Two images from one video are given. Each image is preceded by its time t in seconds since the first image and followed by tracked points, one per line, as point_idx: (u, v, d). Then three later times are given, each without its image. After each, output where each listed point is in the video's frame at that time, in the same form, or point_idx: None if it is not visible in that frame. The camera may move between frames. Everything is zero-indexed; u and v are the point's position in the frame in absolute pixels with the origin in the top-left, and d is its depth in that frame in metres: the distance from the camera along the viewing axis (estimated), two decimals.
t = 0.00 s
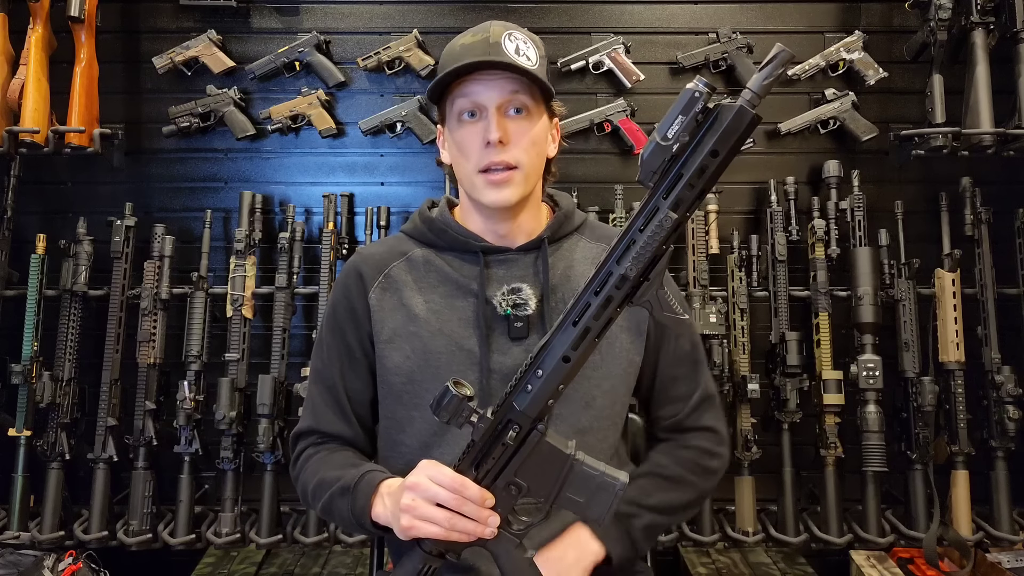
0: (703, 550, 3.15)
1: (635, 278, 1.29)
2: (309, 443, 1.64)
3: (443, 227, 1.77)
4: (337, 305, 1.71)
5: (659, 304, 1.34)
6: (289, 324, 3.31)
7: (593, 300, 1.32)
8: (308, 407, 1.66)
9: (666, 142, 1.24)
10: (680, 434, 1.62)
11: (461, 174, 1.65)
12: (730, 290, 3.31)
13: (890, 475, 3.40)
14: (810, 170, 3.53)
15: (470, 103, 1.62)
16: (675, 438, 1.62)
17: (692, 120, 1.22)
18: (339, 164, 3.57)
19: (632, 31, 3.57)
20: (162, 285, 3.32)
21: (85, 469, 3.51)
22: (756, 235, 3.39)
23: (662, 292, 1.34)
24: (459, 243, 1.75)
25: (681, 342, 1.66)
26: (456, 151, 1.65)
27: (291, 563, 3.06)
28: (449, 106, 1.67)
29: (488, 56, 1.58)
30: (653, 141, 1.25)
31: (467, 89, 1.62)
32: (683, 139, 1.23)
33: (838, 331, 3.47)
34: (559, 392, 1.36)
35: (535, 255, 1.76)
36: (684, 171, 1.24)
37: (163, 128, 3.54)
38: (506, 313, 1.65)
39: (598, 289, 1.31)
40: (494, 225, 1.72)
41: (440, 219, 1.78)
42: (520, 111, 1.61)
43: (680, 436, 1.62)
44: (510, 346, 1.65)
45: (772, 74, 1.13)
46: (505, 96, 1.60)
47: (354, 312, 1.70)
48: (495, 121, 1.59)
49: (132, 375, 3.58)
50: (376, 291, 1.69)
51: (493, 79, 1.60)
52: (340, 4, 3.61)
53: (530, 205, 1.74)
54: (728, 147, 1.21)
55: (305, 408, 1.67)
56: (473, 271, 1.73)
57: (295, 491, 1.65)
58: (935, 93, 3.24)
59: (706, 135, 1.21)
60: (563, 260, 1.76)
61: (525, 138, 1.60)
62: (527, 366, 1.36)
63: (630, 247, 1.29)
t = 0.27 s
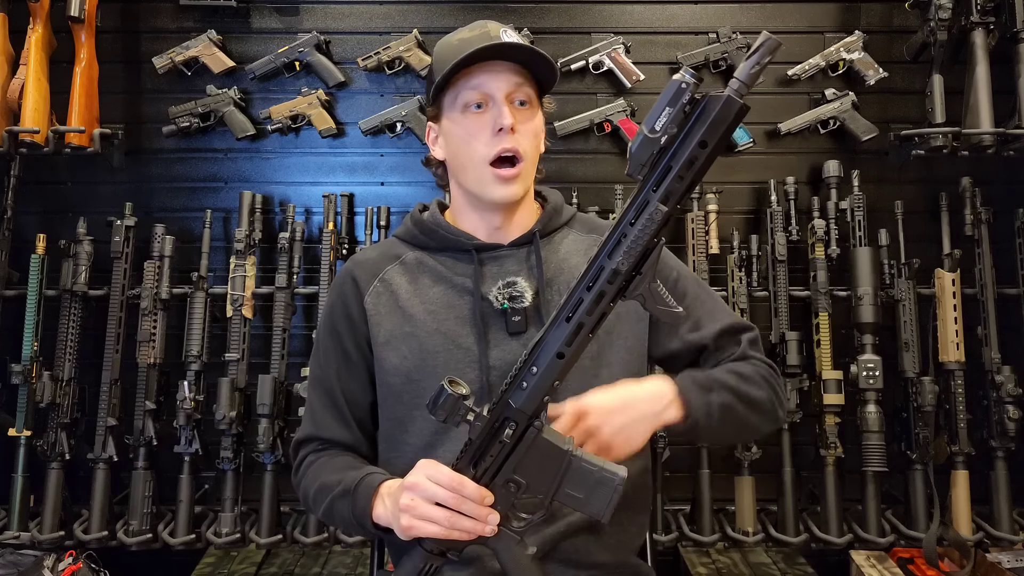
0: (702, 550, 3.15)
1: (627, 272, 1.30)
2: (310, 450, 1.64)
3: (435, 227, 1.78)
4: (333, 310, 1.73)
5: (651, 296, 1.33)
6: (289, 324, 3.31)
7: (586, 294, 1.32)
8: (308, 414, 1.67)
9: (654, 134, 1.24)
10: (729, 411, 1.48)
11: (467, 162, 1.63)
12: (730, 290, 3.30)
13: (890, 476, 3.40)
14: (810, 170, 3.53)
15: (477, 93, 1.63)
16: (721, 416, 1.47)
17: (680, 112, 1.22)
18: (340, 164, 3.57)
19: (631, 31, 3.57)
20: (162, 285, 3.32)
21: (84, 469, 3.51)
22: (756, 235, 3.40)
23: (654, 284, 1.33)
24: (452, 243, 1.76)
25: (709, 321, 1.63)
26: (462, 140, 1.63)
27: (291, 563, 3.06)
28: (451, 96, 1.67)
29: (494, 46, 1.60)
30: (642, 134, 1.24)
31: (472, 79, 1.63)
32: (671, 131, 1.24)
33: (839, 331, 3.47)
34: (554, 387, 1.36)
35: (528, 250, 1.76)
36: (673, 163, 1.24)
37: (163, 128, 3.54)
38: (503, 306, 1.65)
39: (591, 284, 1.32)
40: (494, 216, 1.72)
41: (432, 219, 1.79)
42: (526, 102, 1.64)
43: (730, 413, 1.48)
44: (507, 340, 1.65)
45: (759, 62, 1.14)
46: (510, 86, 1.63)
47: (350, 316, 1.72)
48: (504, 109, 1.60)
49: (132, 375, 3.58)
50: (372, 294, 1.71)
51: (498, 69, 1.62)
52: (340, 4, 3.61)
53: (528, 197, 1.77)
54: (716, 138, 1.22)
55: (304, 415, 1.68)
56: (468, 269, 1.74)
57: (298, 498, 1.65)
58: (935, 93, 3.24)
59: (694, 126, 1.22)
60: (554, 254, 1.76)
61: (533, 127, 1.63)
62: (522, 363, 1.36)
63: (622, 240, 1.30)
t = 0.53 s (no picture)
0: (703, 550, 3.15)
1: (615, 268, 1.29)
2: (307, 450, 1.64)
3: (429, 228, 1.78)
4: (329, 310, 1.74)
5: (640, 291, 1.28)
6: (289, 324, 3.31)
7: (574, 291, 1.32)
8: (304, 414, 1.67)
9: (640, 129, 1.24)
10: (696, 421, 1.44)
11: (471, 170, 1.62)
12: (730, 290, 3.30)
13: (890, 476, 3.40)
14: (810, 170, 3.53)
15: (485, 101, 1.61)
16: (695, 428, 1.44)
17: (665, 105, 1.22)
18: (339, 164, 3.57)
19: (631, 31, 3.57)
20: (162, 285, 3.32)
21: (84, 469, 3.51)
22: (756, 235, 3.40)
23: (644, 280, 1.29)
24: (446, 245, 1.76)
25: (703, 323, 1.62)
26: (467, 147, 1.62)
27: (290, 563, 3.06)
28: (460, 100, 1.64)
29: (505, 56, 1.60)
30: (628, 129, 1.25)
31: (483, 85, 1.61)
32: (657, 125, 1.23)
33: (839, 331, 3.47)
34: (544, 384, 1.36)
35: (521, 252, 1.76)
36: (659, 157, 1.23)
37: (163, 128, 3.54)
38: (495, 306, 1.65)
39: (579, 280, 1.31)
40: (490, 222, 1.73)
41: (426, 220, 1.80)
42: (531, 113, 1.64)
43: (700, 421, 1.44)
44: (499, 340, 1.64)
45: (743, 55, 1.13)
46: (520, 97, 1.62)
47: (346, 316, 1.72)
48: (511, 120, 1.60)
49: (132, 375, 3.58)
50: (367, 295, 1.71)
51: (510, 79, 1.61)
52: (340, 4, 3.61)
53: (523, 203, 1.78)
54: (702, 131, 1.20)
55: (302, 415, 1.68)
56: (462, 270, 1.74)
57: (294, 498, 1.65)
58: (935, 93, 3.24)
59: (679, 120, 1.21)
60: (548, 256, 1.76)
61: (538, 139, 1.63)
62: (513, 360, 1.36)
63: (608, 236, 1.29)
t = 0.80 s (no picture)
0: (703, 550, 3.15)
1: (607, 258, 1.29)
2: (307, 452, 1.63)
3: (428, 230, 1.78)
4: (327, 312, 1.74)
5: (632, 281, 1.33)
6: (289, 324, 3.31)
7: (568, 281, 1.31)
8: (304, 416, 1.67)
9: (627, 120, 1.24)
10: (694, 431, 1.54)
11: (450, 172, 1.64)
12: (730, 290, 3.30)
13: (890, 476, 3.40)
14: (810, 170, 3.53)
15: (460, 103, 1.62)
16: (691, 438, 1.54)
17: (651, 96, 1.22)
18: (340, 164, 3.57)
19: (632, 31, 3.57)
20: (162, 285, 3.32)
21: (84, 469, 3.51)
22: (756, 235, 3.40)
23: (636, 270, 1.33)
24: (444, 246, 1.76)
25: (683, 335, 1.71)
26: (444, 149, 1.64)
27: (290, 563, 3.06)
28: (438, 104, 1.66)
29: (479, 58, 1.59)
30: (614, 121, 1.25)
31: (458, 87, 1.62)
32: (644, 116, 1.24)
33: (839, 331, 3.47)
34: (541, 375, 1.34)
35: (520, 254, 1.76)
36: (647, 147, 1.24)
37: (163, 128, 3.54)
38: (493, 307, 1.65)
39: (572, 270, 1.30)
40: (480, 222, 1.72)
41: (425, 223, 1.80)
42: (509, 111, 1.62)
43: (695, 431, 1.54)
44: (498, 341, 1.64)
45: (725, 46, 1.14)
46: (495, 97, 1.61)
47: (344, 318, 1.73)
48: (485, 120, 1.59)
49: (132, 375, 3.58)
50: (365, 297, 1.71)
51: (483, 80, 1.61)
52: (340, 4, 3.61)
53: (517, 203, 1.75)
54: (686, 121, 1.21)
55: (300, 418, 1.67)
56: (460, 272, 1.74)
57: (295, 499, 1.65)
58: (935, 93, 3.24)
59: (665, 111, 1.21)
60: (547, 257, 1.76)
61: (516, 137, 1.61)
62: (509, 352, 1.35)
63: (601, 227, 1.29)
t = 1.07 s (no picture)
0: (703, 550, 3.16)
1: (641, 272, 1.32)
2: (309, 454, 1.64)
3: (425, 232, 1.78)
4: (326, 315, 1.75)
5: (663, 299, 1.34)
6: (289, 324, 3.31)
7: (602, 292, 1.34)
8: (305, 419, 1.68)
9: (672, 143, 1.26)
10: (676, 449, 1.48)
11: (459, 164, 1.63)
12: (730, 290, 3.30)
13: (890, 476, 3.41)
14: (810, 170, 3.53)
15: (478, 97, 1.63)
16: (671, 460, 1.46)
17: (698, 123, 1.23)
18: (339, 164, 3.57)
19: (631, 31, 3.57)
20: (162, 285, 3.32)
21: (84, 469, 3.51)
22: (756, 235, 3.40)
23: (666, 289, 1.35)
24: (441, 248, 1.76)
25: (675, 339, 1.73)
26: (457, 140, 1.63)
27: (291, 563, 3.06)
28: (455, 95, 1.67)
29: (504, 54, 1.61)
30: (660, 143, 1.27)
31: (478, 81, 1.64)
32: (689, 141, 1.25)
33: (838, 331, 3.47)
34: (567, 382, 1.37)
35: (517, 256, 1.76)
36: (689, 171, 1.26)
37: (163, 128, 3.54)
38: (489, 311, 1.64)
39: (606, 282, 1.34)
40: (481, 221, 1.71)
41: (422, 225, 1.80)
42: (525, 112, 1.64)
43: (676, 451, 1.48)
44: (496, 344, 1.65)
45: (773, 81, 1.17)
46: (513, 95, 1.63)
47: (342, 320, 1.73)
48: (502, 116, 1.61)
49: (132, 375, 3.58)
50: (363, 300, 1.71)
51: (504, 77, 1.63)
52: (340, 4, 3.61)
53: (519, 205, 1.76)
54: (731, 149, 1.21)
55: (302, 420, 1.68)
56: (457, 274, 1.74)
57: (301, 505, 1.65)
58: (935, 93, 3.24)
59: (708, 137, 1.23)
60: (545, 259, 1.76)
61: (529, 138, 1.63)
62: (537, 356, 1.38)
63: (637, 242, 1.32)
